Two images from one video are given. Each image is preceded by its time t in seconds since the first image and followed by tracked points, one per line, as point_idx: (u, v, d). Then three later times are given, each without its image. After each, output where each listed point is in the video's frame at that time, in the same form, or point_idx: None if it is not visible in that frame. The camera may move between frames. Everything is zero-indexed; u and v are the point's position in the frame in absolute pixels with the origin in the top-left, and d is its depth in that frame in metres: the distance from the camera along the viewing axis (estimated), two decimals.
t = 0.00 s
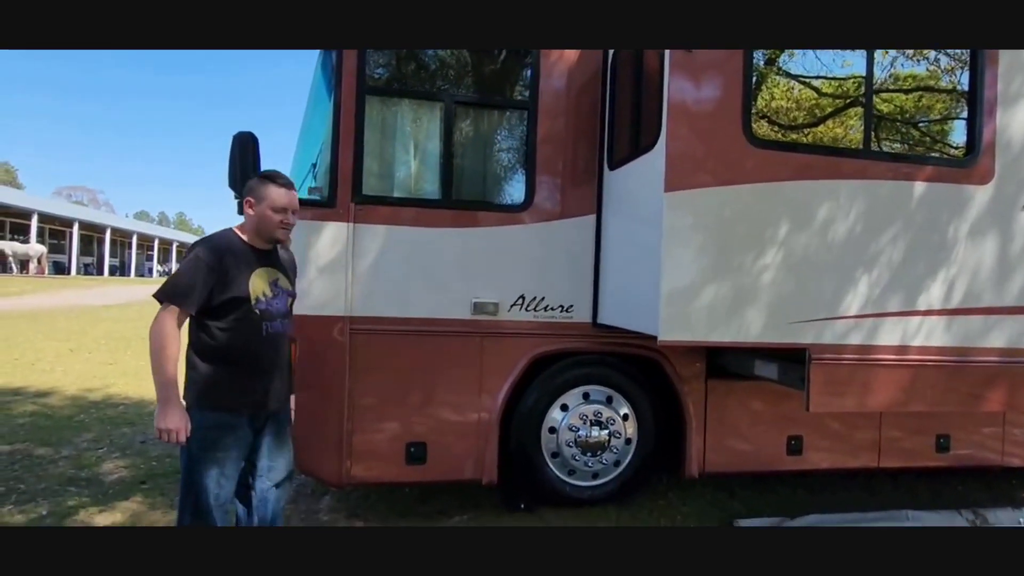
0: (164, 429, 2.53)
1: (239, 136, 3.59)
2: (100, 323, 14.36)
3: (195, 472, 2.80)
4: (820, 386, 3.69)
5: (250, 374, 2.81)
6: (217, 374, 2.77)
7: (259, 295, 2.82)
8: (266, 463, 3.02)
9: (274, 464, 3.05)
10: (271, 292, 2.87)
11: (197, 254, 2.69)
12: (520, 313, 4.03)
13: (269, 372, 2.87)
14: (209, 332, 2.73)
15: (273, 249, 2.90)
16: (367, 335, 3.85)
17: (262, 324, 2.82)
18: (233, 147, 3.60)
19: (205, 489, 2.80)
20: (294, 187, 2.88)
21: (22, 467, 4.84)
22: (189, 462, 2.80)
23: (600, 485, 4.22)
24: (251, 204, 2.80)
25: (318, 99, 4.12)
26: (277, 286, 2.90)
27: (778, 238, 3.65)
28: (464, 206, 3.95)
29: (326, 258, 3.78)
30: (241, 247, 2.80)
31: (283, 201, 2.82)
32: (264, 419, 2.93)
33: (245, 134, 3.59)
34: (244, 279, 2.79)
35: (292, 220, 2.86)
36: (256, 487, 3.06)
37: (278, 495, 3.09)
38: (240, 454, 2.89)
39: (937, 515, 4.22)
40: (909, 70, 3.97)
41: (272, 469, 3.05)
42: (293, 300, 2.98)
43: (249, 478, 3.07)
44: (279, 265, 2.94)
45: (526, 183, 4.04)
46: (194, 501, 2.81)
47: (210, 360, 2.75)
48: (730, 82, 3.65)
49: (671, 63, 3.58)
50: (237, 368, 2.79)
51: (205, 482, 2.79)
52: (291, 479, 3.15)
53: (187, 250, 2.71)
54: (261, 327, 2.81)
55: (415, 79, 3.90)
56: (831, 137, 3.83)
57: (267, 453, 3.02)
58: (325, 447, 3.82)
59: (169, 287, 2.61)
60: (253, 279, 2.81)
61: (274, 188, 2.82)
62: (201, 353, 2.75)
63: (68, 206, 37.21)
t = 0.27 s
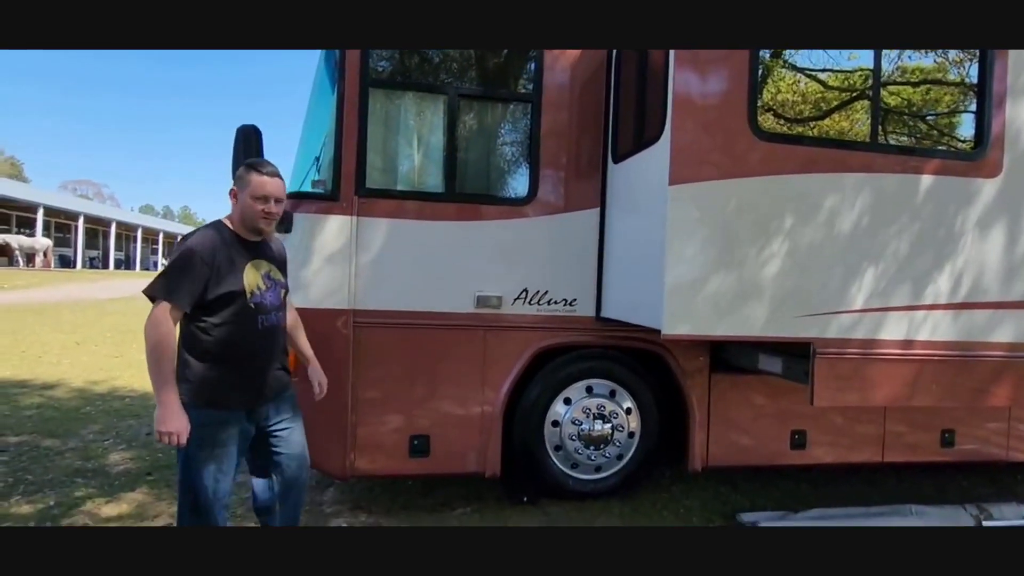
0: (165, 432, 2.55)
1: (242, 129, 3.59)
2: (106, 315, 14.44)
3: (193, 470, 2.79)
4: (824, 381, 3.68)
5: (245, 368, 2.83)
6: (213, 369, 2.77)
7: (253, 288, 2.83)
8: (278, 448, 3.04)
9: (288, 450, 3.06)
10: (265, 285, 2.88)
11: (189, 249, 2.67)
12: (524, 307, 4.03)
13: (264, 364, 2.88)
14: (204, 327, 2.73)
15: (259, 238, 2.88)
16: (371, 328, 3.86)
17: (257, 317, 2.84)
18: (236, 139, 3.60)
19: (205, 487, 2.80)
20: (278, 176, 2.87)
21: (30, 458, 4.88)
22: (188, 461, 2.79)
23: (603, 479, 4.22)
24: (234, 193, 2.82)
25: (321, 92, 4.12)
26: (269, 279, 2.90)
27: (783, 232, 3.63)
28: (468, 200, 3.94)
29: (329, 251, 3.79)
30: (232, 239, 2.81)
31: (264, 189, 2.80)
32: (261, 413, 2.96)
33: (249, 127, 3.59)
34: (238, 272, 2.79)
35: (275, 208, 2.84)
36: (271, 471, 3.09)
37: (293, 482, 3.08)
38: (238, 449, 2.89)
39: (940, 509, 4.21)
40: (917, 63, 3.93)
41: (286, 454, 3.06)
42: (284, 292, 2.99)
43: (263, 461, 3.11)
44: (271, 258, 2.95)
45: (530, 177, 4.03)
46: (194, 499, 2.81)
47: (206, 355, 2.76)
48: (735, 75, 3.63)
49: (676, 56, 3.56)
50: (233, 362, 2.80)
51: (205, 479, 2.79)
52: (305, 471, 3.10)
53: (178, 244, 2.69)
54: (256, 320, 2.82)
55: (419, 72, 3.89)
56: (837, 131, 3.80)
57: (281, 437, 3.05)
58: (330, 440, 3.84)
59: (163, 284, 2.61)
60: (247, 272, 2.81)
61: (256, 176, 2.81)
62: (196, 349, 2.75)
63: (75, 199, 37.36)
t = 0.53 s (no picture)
0: (185, 426, 2.62)
1: (247, 125, 3.60)
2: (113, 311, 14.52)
3: (203, 465, 2.81)
4: (828, 377, 3.67)
5: (254, 364, 2.84)
6: (223, 367, 2.79)
7: (261, 283, 2.84)
8: (277, 456, 3.01)
9: (286, 457, 3.02)
10: (273, 280, 2.88)
11: (195, 247, 2.68)
12: (527, 303, 4.03)
13: (272, 360, 2.89)
14: (213, 324, 2.75)
15: (261, 233, 2.87)
16: (375, 324, 3.87)
17: (266, 314, 2.84)
18: (241, 136, 3.60)
19: (214, 481, 2.82)
20: (279, 170, 2.87)
21: (38, 452, 4.92)
22: (197, 456, 2.81)
23: (607, 475, 4.23)
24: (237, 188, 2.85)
25: (325, 88, 4.12)
26: (278, 274, 2.91)
27: (788, 227, 3.62)
28: (472, 196, 3.94)
29: (334, 247, 3.80)
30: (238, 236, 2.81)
31: (264, 182, 2.81)
32: (271, 409, 2.99)
33: (253, 123, 3.60)
34: (245, 268, 2.80)
35: (274, 201, 2.83)
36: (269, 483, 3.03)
37: (295, 488, 3.05)
38: (246, 445, 2.91)
39: (946, 506, 4.20)
40: (925, 58, 3.90)
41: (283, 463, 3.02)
42: (293, 288, 3.00)
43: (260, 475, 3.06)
44: (280, 253, 2.95)
45: (534, 173, 4.03)
46: (203, 494, 2.82)
47: (215, 352, 2.78)
48: (740, 70, 3.61)
49: (681, 51, 3.55)
50: (242, 359, 2.81)
51: (214, 473, 2.81)
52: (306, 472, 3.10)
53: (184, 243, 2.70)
54: (264, 317, 2.83)
55: (423, 68, 3.89)
56: (843, 126, 3.78)
57: (278, 445, 3.02)
58: (335, 435, 3.86)
59: (169, 282, 2.63)
60: (253, 268, 2.82)
61: (258, 170, 2.82)
62: (206, 346, 2.78)
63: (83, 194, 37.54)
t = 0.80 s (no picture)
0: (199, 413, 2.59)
1: (251, 123, 3.60)
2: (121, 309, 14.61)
3: (214, 460, 2.82)
4: (834, 376, 3.66)
5: (264, 360, 2.83)
6: (232, 362, 2.78)
7: (275, 281, 2.84)
8: (285, 453, 3.03)
9: (294, 453, 3.04)
10: (286, 278, 2.89)
11: (210, 240, 2.67)
12: (532, 301, 4.03)
13: (283, 357, 2.89)
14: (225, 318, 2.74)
15: (276, 231, 2.87)
16: (380, 322, 3.87)
17: (279, 311, 2.84)
18: (246, 134, 3.61)
19: (224, 477, 2.82)
20: (297, 169, 2.88)
21: (46, 449, 4.96)
22: (208, 451, 2.82)
23: (611, 472, 4.23)
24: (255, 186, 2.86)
25: (330, 86, 4.12)
26: (292, 273, 2.91)
27: (794, 225, 3.60)
28: (476, 194, 3.94)
29: (338, 245, 3.81)
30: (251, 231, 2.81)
31: (283, 180, 2.82)
32: (279, 407, 2.98)
33: (258, 121, 3.61)
34: (257, 264, 2.79)
35: (292, 199, 2.84)
36: (277, 478, 3.06)
37: (303, 485, 3.07)
38: (256, 443, 2.91)
39: (952, 505, 4.18)
40: (933, 53, 3.86)
41: (291, 459, 3.04)
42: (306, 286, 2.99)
43: (269, 470, 3.08)
44: (292, 251, 2.95)
45: (538, 170, 4.02)
46: (212, 488, 2.83)
47: (225, 347, 2.77)
48: (746, 67, 3.59)
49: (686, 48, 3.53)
50: (252, 355, 2.81)
51: (223, 469, 2.82)
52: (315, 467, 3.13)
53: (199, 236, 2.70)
54: (276, 314, 2.83)
55: (427, 66, 3.89)
56: (849, 123, 3.76)
57: (286, 442, 3.03)
58: (339, 433, 3.87)
59: (182, 275, 2.63)
60: (269, 265, 2.82)
61: (277, 168, 2.84)
62: (216, 341, 2.77)
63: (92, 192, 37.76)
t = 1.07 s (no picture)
0: (224, 393, 2.66)
1: (257, 123, 3.62)
2: (128, 307, 14.70)
3: (222, 458, 2.82)
4: (839, 375, 3.65)
5: (272, 357, 2.83)
6: (241, 357, 2.78)
7: (285, 279, 2.84)
8: (293, 451, 3.04)
9: (301, 452, 3.06)
10: (296, 276, 2.89)
11: (222, 235, 2.69)
12: (536, 300, 4.03)
13: (291, 355, 2.89)
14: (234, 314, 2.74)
15: (292, 233, 2.89)
16: (384, 321, 3.89)
17: (289, 308, 2.84)
18: (251, 134, 3.63)
19: (232, 475, 2.83)
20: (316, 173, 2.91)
21: (55, 447, 5.00)
22: (217, 448, 2.83)
23: (615, 471, 4.24)
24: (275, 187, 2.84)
25: (335, 86, 4.14)
26: (301, 272, 2.91)
27: (799, 225, 3.59)
28: (481, 193, 3.95)
29: (343, 245, 3.82)
30: (264, 228, 2.82)
31: (304, 184, 2.83)
32: (287, 406, 2.98)
33: (264, 121, 3.62)
34: (269, 261, 2.79)
35: (312, 204, 2.87)
36: (285, 476, 3.05)
37: (309, 483, 3.10)
38: (263, 441, 2.91)
39: (957, 506, 4.16)
40: (940, 51, 3.84)
41: (298, 457, 3.06)
42: (314, 286, 2.99)
43: (276, 468, 3.05)
44: (303, 250, 2.95)
45: (543, 170, 4.03)
46: (219, 486, 2.84)
47: (233, 341, 2.76)
48: (751, 66, 3.59)
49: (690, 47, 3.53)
50: (260, 350, 2.80)
51: (232, 468, 2.82)
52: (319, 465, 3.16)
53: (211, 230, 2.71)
54: (287, 311, 2.83)
55: (432, 65, 3.90)
56: (855, 122, 3.74)
57: (294, 441, 3.04)
58: (345, 433, 3.88)
59: (193, 267, 2.62)
60: (280, 262, 2.83)
61: (296, 171, 2.84)
62: (224, 335, 2.77)
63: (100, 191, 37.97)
